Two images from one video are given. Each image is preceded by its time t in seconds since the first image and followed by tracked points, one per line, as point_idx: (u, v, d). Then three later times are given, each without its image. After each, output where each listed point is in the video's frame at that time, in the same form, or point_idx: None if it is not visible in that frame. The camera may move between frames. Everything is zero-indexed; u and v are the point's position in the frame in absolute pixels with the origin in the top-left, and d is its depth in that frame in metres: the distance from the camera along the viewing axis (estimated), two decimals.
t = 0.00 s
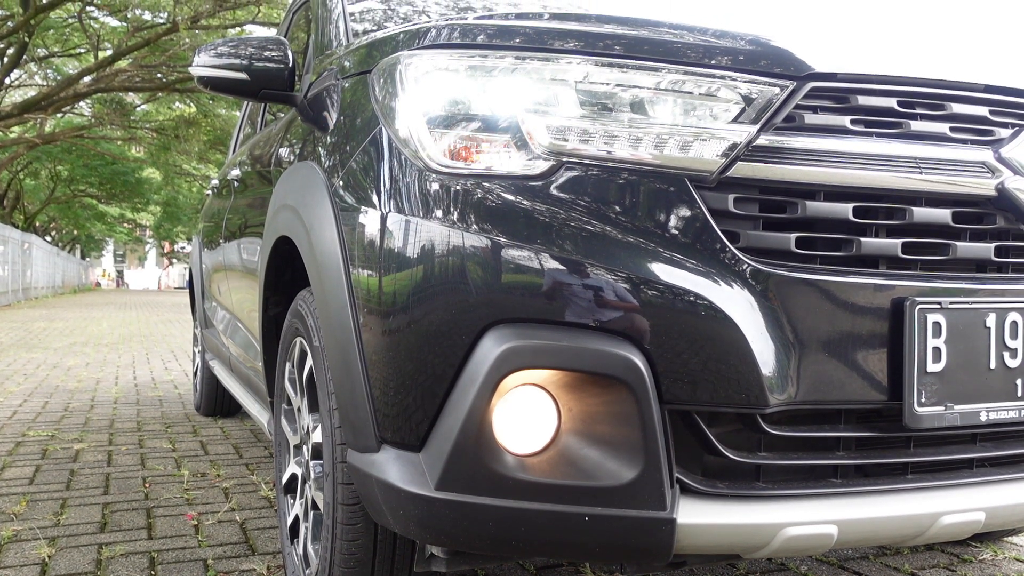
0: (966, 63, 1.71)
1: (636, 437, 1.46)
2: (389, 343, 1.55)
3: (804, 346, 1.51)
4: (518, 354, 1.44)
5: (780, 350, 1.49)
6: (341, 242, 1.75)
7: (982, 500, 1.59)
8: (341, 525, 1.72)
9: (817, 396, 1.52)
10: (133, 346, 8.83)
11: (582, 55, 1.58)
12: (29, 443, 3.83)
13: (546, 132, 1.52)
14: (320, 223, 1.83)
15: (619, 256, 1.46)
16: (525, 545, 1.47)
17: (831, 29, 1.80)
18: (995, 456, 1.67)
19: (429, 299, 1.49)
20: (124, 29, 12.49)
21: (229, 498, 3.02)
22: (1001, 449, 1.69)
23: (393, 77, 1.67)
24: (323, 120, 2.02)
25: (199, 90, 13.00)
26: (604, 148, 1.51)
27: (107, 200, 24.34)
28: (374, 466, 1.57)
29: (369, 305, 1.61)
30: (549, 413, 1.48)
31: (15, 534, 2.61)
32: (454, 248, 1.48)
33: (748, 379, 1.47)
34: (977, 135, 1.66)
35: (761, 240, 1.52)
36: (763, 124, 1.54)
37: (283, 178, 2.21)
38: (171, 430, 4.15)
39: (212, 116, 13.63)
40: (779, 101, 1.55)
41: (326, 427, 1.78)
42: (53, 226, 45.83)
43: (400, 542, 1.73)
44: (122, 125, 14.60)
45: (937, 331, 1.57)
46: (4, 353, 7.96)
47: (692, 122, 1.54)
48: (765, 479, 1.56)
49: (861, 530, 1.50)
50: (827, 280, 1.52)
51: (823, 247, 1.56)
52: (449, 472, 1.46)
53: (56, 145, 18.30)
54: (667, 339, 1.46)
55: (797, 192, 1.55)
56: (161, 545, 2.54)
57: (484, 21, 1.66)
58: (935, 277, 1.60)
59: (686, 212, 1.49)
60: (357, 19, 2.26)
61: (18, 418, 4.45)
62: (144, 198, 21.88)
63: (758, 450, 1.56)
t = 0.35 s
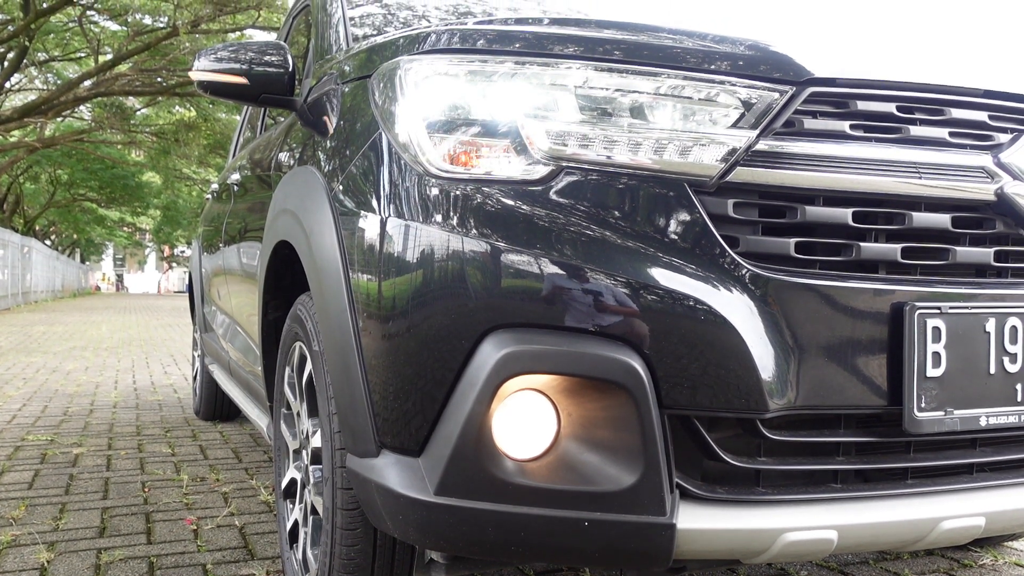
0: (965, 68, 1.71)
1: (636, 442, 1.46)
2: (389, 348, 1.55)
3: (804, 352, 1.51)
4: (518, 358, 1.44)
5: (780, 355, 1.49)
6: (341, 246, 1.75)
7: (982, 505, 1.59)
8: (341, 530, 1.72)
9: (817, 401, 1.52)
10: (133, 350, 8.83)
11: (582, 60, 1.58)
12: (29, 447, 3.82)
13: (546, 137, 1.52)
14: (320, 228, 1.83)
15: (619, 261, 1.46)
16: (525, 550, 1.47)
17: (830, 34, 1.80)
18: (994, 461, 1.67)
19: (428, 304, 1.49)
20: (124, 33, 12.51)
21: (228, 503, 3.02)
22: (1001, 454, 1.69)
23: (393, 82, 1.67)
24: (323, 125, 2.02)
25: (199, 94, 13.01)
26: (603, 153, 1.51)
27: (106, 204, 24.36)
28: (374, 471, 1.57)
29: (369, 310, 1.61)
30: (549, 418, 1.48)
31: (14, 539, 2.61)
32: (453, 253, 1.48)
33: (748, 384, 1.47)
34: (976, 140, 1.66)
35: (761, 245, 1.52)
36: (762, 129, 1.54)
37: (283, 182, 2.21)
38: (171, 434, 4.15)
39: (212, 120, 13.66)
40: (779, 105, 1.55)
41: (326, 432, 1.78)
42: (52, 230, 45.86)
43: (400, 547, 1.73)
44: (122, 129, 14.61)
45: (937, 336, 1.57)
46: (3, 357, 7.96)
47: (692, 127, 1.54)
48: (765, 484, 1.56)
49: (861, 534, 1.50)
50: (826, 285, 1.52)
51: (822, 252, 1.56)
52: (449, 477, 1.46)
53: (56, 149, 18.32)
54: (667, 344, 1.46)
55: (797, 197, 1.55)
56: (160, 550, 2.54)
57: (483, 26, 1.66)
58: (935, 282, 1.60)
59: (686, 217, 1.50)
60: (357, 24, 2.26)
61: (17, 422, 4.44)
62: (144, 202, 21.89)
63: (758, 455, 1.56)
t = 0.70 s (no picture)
0: (964, 72, 1.71)
1: (636, 447, 1.45)
2: (389, 353, 1.55)
3: (804, 356, 1.51)
4: (519, 364, 1.44)
5: (780, 360, 1.49)
6: (341, 251, 1.75)
7: (982, 509, 1.59)
8: (340, 535, 1.72)
9: (817, 406, 1.52)
10: (133, 354, 8.84)
11: (581, 65, 1.59)
12: (28, 452, 3.82)
13: (545, 142, 1.52)
14: (319, 232, 1.82)
15: (619, 266, 1.46)
16: (525, 556, 1.47)
17: (830, 39, 1.81)
18: (995, 465, 1.66)
19: (428, 309, 1.49)
20: (124, 38, 12.53)
21: (228, 508, 3.02)
22: (1001, 458, 1.69)
23: (393, 87, 1.67)
24: (323, 130, 2.02)
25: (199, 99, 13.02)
26: (603, 158, 1.51)
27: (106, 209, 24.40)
28: (374, 476, 1.57)
29: (369, 315, 1.61)
30: (549, 423, 1.47)
31: (14, 544, 2.61)
32: (453, 258, 1.48)
33: (748, 389, 1.47)
34: (975, 144, 1.67)
35: (761, 250, 1.52)
36: (761, 134, 1.54)
37: (282, 187, 2.21)
38: (170, 439, 4.15)
39: (212, 124, 13.68)
40: (778, 110, 1.55)
41: (326, 437, 1.78)
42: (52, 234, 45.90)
43: (400, 552, 1.73)
44: (122, 134, 14.61)
45: (936, 341, 1.57)
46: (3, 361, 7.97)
47: (691, 132, 1.54)
48: (765, 489, 1.55)
49: (861, 540, 1.50)
50: (826, 290, 1.52)
51: (821, 256, 1.56)
52: (449, 482, 1.46)
53: (56, 154, 18.33)
54: (666, 349, 1.46)
55: (797, 201, 1.55)
56: (160, 555, 2.54)
57: (483, 31, 1.66)
58: (935, 287, 1.60)
59: (686, 221, 1.50)
60: (357, 29, 2.26)
61: (17, 427, 4.44)
62: (144, 207, 21.90)
63: (758, 459, 1.56)
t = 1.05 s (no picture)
0: (963, 78, 1.71)
1: (636, 452, 1.45)
2: (388, 358, 1.55)
3: (804, 362, 1.51)
4: (518, 369, 1.44)
5: (780, 365, 1.49)
6: (341, 256, 1.75)
7: (982, 515, 1.59)
8: (340, 540, 1.72)
9: (817, 411, 1.52)
10: (133, 358, 8.85)
11: (581, 70, 1.59)
12: (27, 457, 3.81)
13: (545, 147, 1.52)
14: (319, 237, 1.82)
15: (618, 272, 1.46)
16: (525, 562, 1.46)
17: (829, 44, 1.81)
18: (995, 471, 1.66)
19: (428, 313, 1.49)
20: (124, 42, 12.55)
21: (227, 513, 3.01)
22: (1001, 463, 1.69)
23: (393, 92, 1.68)
24: (323, 135, 2.01)
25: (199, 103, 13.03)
26: (602, 163, 1.51)
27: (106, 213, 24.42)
28: (373, 481, 1.57)
29: (368, 319, 1.61)
30: (549, 428, 1.47)
31: (13, 549, 2.60)
32: (453, 263, 1.48)
33: (748, 394, 1.47)
34: (974, 150, 1.67)
35: (760, 255, 1.52)
36: (761, 139, 1.54)
37: (282, 192, 2.21)
38: (169, 444, 4.14)
39: (212, 129, 13.70)
40: (777, 115, 1.55)
41: (325, 442, 1.78)
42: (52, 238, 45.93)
43: (399, 557, 1.73)
44: (122, 138, 14.62)
45: (936, 346, 1.57)
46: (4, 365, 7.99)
47: (691, 137, 1.55)
48: (765, 494, 1.55)
49: (861, 545, 1.50)
50: (826, 295, 1.52)
51: (821, 261, 1.56)
52: (449, 488, 1.45)
53: (56, 158, 18.34)
54: (666, 354, 1.46)
55: (796, 206, 1.55)
56: (159, 560, 2.53)
57: (483, 36, 1.67)
58: (934, 292, 1.60)
59: (685, 226, 1.50)
60: (357, 34, 2.27)
61: (16, 431, 4.43)
62: (143, 211, 21.92)
63: (758, 465, 1.55)
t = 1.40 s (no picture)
0: (962, 83, 1.72)
1: (636, 457, 1.45)
2: (388, 362, 1.55)
3: (803, 367, 1.51)
4: (518, 374, 1.44)
5: (779, 370, 1.49)
6: (340, 260, 1.75)
7: (982, 520, 1.58)
8: (339, 545, 1.71)
9: (816, 416, 1.52)
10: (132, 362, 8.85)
11: (580, 75, 1.59)
12: (26, 461, 3.81)
13: (544, 153, 1.52)
14: (319, 242, 1.83)
15: (618, 277, 1.46)
16: (524, 567, 1.46)
17: (828, 49, 1.81)
18: (995, 476, 1.66)
19: (428, 318, 1.49)
20: (124, 46, 12.57)
21: (227, 517, 3.01)
22: (1001, 468, 1.69)
23: (392, 97, 1.68)
24: (323, 139, 2.01)
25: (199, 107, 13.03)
26: (602, 168, 1.52)
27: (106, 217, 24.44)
28: (373, 486, 1.57)
29: (368, 323, 1.61)
30: (549, 433, 1.47)
31: (12, 554, 2.60)
32: (452, 267, 1.48)
33: (747, 399, 1.47)
34: (973, 155, 1.67)
35: (760, 260, 1.52)
36: (760, 144, 1.54)
37: (282, 196, 2.21)
38: (169, 448, 4.14)
39: (212, 132, 13.72)
40: (776, 121, 1.56)
41: (325, 447, 1.78)
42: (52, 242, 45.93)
43: (398, 562, 1.72)
44: (122, 142, 14.62)
45: (936, 351, 1.57)
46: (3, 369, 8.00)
47: (690, 142, 1.54)
48: (765, 499, 1.55)
49: (861, 550, 1.50)
50: (826, 300, 1.52)
51: (820, 266, 1.56)
52: (448, 493, 1.45)
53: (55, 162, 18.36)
54: (666, 359, 1.46)
55: (796, 211, 1.55)
56: (159, 564, 2.53)
57: (482, 41, 1.67)
58: (934, 297, 1.60)
59: (684, 231, 1.50)
60: (357, 38, 2.27)
61: (15, 435, 4.43)
62: (143, 214, 21.93)
63: (758, 470, 1.55)
